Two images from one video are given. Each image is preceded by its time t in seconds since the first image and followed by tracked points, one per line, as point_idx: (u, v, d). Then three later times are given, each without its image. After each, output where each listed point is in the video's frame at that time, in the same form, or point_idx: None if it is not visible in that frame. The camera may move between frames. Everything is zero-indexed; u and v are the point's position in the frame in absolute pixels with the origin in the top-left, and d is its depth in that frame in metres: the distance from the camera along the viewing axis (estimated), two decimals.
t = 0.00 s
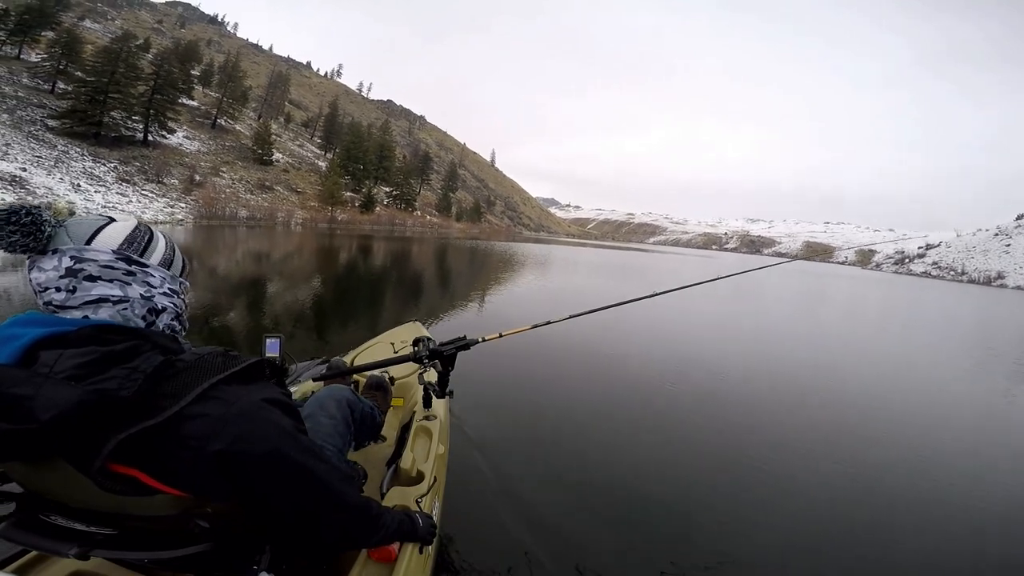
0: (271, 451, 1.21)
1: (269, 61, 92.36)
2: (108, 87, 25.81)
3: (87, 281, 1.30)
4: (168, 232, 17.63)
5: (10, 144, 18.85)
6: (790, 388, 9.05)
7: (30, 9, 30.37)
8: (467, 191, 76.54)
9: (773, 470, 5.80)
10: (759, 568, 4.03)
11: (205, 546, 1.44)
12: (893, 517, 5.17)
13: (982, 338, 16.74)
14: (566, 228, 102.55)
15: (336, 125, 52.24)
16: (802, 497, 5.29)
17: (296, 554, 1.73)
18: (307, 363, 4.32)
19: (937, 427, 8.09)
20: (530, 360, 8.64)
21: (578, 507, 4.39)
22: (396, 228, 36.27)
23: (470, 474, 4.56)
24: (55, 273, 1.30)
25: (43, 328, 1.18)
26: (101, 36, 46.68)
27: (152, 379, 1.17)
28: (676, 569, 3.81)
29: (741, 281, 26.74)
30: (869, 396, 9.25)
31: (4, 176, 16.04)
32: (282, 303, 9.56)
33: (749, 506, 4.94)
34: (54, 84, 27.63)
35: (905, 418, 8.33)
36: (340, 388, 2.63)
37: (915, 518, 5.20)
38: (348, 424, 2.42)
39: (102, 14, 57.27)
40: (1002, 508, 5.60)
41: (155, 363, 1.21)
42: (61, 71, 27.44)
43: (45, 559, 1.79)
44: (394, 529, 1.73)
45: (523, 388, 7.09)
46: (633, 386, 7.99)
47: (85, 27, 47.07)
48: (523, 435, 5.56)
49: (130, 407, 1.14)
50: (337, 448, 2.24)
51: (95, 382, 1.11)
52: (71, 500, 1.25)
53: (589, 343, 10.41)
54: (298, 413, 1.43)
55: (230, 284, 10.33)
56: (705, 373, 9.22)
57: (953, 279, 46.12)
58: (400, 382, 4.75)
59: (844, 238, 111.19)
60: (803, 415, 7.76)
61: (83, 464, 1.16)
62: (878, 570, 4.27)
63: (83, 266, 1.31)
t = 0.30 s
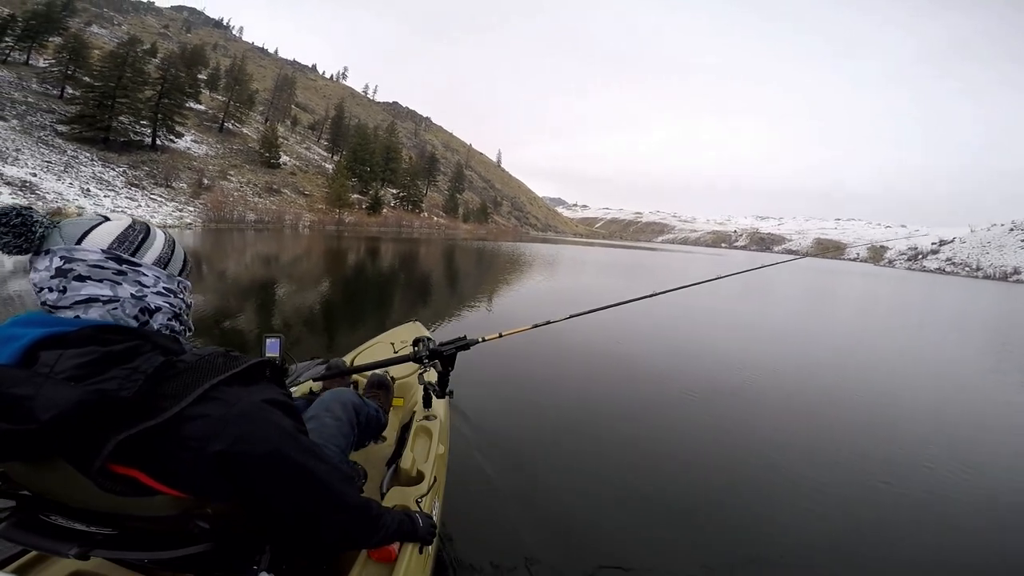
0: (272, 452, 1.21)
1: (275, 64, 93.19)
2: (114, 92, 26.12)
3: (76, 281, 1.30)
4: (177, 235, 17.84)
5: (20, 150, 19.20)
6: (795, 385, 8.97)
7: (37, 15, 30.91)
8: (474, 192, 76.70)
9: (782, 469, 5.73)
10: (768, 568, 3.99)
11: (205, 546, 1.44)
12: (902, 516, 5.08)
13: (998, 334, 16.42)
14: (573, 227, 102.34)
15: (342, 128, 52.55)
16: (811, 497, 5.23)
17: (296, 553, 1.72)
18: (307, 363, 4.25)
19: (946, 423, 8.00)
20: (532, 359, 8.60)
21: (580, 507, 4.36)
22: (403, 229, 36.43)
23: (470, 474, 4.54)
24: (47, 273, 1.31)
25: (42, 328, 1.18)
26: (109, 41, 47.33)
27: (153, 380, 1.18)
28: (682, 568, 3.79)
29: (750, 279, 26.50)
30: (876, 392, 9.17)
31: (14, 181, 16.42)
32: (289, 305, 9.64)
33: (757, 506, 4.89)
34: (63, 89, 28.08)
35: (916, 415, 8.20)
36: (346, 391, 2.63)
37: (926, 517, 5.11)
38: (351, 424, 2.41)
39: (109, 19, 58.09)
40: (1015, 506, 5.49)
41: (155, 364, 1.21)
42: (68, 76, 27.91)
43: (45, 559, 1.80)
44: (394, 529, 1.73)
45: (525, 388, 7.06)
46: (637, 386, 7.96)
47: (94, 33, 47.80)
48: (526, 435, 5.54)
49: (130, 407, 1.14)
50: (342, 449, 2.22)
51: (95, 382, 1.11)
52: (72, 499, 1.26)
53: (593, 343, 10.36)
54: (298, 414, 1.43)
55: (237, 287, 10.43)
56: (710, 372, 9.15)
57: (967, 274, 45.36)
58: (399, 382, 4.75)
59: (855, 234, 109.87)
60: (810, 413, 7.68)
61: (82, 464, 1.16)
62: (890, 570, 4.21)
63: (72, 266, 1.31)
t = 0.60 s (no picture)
0: (271, 452, 1.20)
1: (280, 67, 93.91)
2: (121, 95, 26.39)
3: (52, 283, 1.27)
4: (185, 238, 18.01)
5: (29, 154, 19.46)
6: (799, 385, 8.89)
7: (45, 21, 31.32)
8: (480, 193, 76.82)
9: (789, 469, 5.67)
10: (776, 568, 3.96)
11: (205, 547, 1.43)
12: (910, 517, 5.01)
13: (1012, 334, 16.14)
14: (579, 228, 102.18)
15: (348, 130, 52.83)
16: (820, 498, 5.17)
17: (296, 554, 1.71)
18: (307, 364, 4.24)
19: (953, 423, 7.92)
20: (535, 360, 8.57)
21: (581, 507, 4.32)
22: (409, 231, 36.52)
23: (470, 474, 4.51)
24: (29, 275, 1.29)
25: (42, 329, 1.18)
26: (116, 45, 47.90)
27: (153, 379, 1.18)
28: (687, 569, 3.76)
29: (758, 278, 26.30)
30: (880, 391, 9.10)
31: (23, 186, 16.65)
32: (294, 307, 9.67)
33: (765, 506, 4.84)
34: (71, 93, 28.44)
35: (925, 415, 8.09)
36: (346, 397, 2.55)
37: (935, 518, 5.03)
38: (353, 429, 2.38)
39: (116, 24, 58.75)
40: None
41: (155, 364, 1.21)
42: (76, 80, 28.23)
43: (45, 559, 1.80)
44: (394, 529, 1.72)
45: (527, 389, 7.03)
46: (639, 385, 7.91)
47: (101, 38, 48.41)
48: (527, 436, 5.51)
49: (130, 407, 1.14)
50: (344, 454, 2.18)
51: (96, 382, 1.11)
52: (69, 500, 1.24)
53: (594, 343, 10.33)
54: (297, 414, 1.43)
55: (242, 289, 10.49)
56: (714, 371, 9.07)
57: (980, 273, 44.71)
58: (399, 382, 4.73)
59: (864, 233, 108.71)
60: (816, 413, 7.60)
61: (83, 464, 1.16)
62: (901, 571, 4.16)
63: (47, 269, 1.27)
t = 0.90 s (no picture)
0: (271, 451, 1.20)
1: (286, 67, 94.49)
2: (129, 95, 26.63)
3: (55, 283, 1.28)
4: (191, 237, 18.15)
5: (36, 155, 19.70)
6: (800, 384, 8.85)
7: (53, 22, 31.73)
8: (486, 193, 76.85)
9: (790, 470, 5.63)
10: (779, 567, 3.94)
11: (206, 546, 1.44)
12: (913, 519, 4.96)
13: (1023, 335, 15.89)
14: (585, 228, 101.79)
15: (354, 130, 52.99)
16: (824, 498, 5.14)
17: (296, 554, 1.71)
18: (307, 364, 4.25)
19: (955, 423, 7.89)
20: (535, 359, 8.55)
21: (580, 507, 4.31)
22: (414, 231, 36.59)
23: (470, 474, 4.49)
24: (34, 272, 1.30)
25: (45, 329, 1.18)
26: (124, 45, 48.35)
27: (153, 380, 1.18)
28: (688, 567, 3.76)
29: (766, 279, 26.09)
30: (881, 390, 9.06)
31: (30, 186, 16.84)
32: (299, 306, 9.70)
33: (768, 506, 4.82)
34: (79, 93, 28.75)
35: (930, 417, 8.02)
36: (343, 410, 2.50)
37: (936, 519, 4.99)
38: (354, 442, 2.34)
39: (123, 24, 59.35)
40: None
41: (155, 364, 1.21)
42: (84, 81, 28.53)
43: (45, 559, 1.80)
44: (394, 529, 1.72)
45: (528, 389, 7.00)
46: (640, 385, 7.89)
47: (109, 38, 48.93)
48: (526, 436, 5.48)
49: (131, 407, 1.14)
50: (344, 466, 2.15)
51: (96, 382, 1.10)
52: (70, 499, 1.24)
53: (595, 342, 10.30)
54: (299, 413, 1.43)
55: (247, 288, 10.55)
56: (716, 371, 9.03)
57: (991, 274, 44.18)
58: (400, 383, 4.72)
59: (873, 233, 107.63)
60: (818, 413, 7.57)
61: (84, 464, 1.15)
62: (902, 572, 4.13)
63: (53, 268, 1.28)
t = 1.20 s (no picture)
0: (271, 452, 1.20)
1: (295, 65, 95.15)
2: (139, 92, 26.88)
3: (56, 283, 1.28)
4: (197, 233, 18.28)
5: (45, 150, 19.95)
6: (802, 388, 8.85)
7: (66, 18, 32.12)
8: (492, 193, 76.93)
9: (790, 474, 5.62)
10: (782, 568, 3.97)
11: (205, 546, 1.44)
12: (915, 525, 4.94)
13: None
14: (591, 229, 101.53)
15: (362, 128, 53.20)
16: (826, 501, 5.16)
17: (296, 554, 1.72)
18: (307, 364, 4.28)
19: (955, 428, 7.90)
20: (535, 360, 8.54)
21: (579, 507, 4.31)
22: (419, 229, 36.67)
23: (470, 474, 4.49)
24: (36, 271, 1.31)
25: (44, 329, 1.18)
26: (135, 42, 48.87)
27: (153, 380, 1.18)
28: (689, 569, 3.77)
29: (772, 283, 25.91)
30: (882, 396, 9.04)
31: (38, 181, 17.06)
32: (302, 304, 9.73)
33: (770, 509, 4.84)
34: (89, 89, 29.09)
35: (933, 424, 7.97)
36: (341, 412, 2.50)
37: (938, 525, 4.98)
38: (353, 444, 2.36)
39: (135, 21, 60.03)
40: None
41: (156, 364, 1.22)
42: (95, 77, 28.86)
43: (45, 559, 1.81)
44: (394, 529, 1.72)
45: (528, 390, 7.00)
46: (641, 387, 7.90)
47: (120, 35, 49.46)
48: (525, 436, 5.49)
49: (130, 407, 1.14)
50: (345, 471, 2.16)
51: (95, 383, 1.11)
52: (70, 500, 1.24)
53: (596, 344, 10.30)
54: (298, 414, 1.43)
55: (251, 285, 10.60)
56: (717, 374, 9.02)
57: (1001, 281, 43.65)
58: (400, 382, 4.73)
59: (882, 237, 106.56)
60: (818, 416, 7.58)
61: (83, 464, 1.16)
62: None
63: (55, 267, 1.28)
